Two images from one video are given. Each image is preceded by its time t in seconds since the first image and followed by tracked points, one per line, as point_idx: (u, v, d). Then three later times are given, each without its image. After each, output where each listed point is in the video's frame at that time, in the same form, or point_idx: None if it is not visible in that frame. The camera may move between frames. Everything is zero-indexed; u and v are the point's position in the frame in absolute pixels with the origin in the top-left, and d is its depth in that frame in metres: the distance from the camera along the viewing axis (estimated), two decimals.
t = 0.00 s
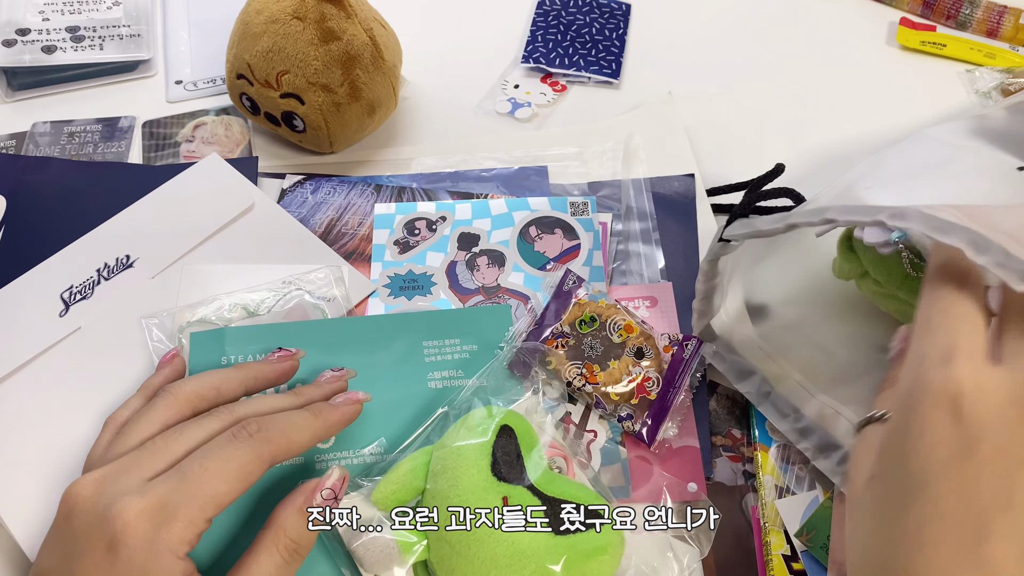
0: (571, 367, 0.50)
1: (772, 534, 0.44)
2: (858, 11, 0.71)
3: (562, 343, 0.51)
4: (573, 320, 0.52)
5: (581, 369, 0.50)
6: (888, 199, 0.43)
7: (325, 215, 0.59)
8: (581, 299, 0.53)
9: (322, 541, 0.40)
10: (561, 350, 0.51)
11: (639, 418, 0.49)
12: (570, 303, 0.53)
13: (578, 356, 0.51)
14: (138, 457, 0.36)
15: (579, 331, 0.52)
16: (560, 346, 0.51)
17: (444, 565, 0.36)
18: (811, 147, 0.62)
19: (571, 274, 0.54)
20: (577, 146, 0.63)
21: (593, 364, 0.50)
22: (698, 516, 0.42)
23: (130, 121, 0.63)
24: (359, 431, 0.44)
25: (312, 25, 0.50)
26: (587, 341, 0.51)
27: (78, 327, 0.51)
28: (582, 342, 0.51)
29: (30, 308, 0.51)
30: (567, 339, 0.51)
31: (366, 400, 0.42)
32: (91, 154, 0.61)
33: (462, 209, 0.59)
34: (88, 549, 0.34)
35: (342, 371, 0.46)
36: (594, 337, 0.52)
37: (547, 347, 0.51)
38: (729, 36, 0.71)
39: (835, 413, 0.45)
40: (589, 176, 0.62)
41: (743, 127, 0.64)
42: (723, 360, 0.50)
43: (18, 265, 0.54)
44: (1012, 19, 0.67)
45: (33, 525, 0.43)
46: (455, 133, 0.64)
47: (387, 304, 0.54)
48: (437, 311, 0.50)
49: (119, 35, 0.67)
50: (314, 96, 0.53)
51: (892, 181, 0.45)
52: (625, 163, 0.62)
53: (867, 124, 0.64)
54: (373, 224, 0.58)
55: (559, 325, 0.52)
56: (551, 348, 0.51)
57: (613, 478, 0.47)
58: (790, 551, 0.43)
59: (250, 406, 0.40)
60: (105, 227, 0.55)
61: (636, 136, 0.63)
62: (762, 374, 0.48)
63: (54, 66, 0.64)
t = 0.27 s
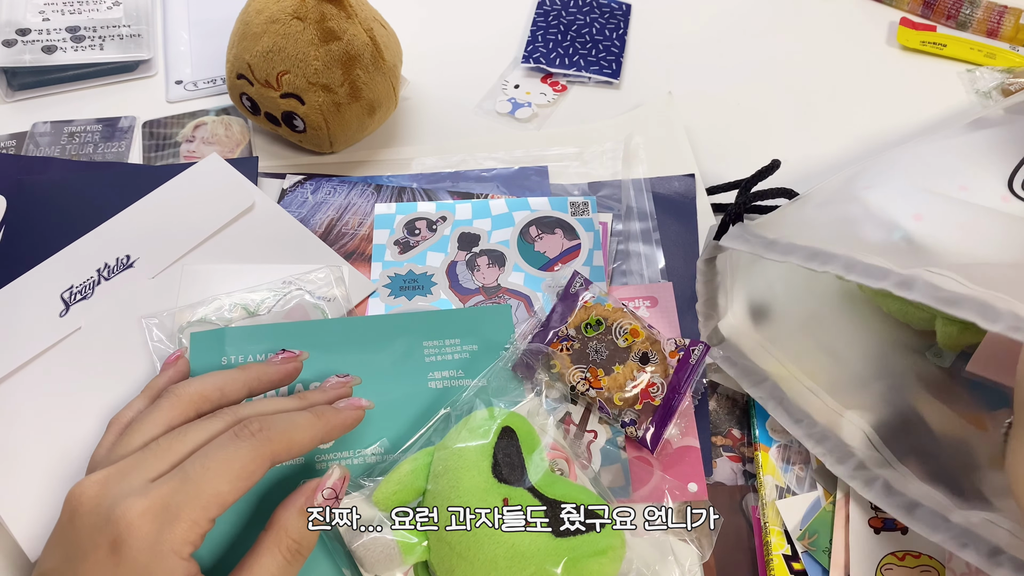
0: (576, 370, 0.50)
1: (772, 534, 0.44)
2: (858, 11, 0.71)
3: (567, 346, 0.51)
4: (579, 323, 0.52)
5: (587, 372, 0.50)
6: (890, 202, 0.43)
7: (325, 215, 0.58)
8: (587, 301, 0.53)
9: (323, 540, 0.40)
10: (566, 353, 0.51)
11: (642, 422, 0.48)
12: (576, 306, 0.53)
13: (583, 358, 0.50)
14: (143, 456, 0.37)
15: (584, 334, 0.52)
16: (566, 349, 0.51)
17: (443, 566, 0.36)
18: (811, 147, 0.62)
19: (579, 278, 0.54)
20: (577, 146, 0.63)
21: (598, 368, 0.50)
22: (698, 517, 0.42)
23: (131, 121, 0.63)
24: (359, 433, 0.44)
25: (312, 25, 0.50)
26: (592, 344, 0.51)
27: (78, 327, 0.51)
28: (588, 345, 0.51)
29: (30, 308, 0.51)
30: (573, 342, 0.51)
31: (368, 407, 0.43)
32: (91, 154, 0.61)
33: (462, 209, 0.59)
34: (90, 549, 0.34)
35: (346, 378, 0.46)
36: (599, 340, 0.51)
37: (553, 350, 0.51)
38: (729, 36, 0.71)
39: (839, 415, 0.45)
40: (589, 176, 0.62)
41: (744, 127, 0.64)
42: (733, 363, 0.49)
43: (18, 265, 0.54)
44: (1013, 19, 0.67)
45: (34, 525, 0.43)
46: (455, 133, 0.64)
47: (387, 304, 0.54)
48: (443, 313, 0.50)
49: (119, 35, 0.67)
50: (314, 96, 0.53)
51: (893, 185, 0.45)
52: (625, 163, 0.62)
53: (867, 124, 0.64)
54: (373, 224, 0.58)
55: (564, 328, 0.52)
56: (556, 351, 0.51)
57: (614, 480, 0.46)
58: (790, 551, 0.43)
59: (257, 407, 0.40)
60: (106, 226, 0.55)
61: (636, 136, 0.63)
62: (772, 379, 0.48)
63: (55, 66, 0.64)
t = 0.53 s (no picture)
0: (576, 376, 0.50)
1: (772, 534, 0.44)
2: (858, 11, 0.71)
3: (568, 352, 0.51)
4: (580, 329, 0.52)
5: (587, 377, 0.50)
6: (874, 203, 0.44)
7: (325, 215, 0.58)
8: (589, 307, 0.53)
9: (322, 539, 0.40)
10: (567, 358, 0.51)
11: (642, 431, 0.48)
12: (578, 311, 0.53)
13: (584, 365, 0.50)
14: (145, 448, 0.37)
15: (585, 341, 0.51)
16: (567, 354, 0.51)
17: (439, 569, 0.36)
18: (811, 147, 0.62)
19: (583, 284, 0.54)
20: (577, 146, 0.63)
21: (598, 373, 0.50)
22: (698, 517, 0.42)
23: (131, 121, 0.63)
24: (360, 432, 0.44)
25: (312, 25, 0.50)
26: (592, 351, 0.51)
27: (78, 327, 0.51)
28: (589, 352, 0.51)
29: (30, 308, 0.51)
30: (574, 348, 0.51)
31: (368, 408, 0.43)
32: (91, 154, 0.61)
33: (462, 209, 0.59)
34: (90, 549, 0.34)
35: (348, 379, 0.46)
36: (601, 347, 0.51)
37: (556, 355, 0.51)
38: (729, 36, 0.71)
39: (839, 415, 0.45)
40: (589, 176, 0.62)
41: (743, 128, 0.64)
42: (736, 371, 0.49)
43: (18, 265, 0.54)
44: (1013, 19, 0.67)
45: (34, 525, 0.44)
46: (455, 133, 0.64)
47: (387, 304, 0.54)
48: (445, 312, 0.50)
49: (120, 35, 0.67)
50: (314, 96, 0.53)
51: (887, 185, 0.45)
52: (625, 163, 0.62)
53: (867, 124, 0.64)
54: (373, 224, 0.58)
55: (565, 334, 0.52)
56: (558, 356, 0.51)
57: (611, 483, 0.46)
58: (790, 551, 0.43)
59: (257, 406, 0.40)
60: (106, 226, 0.55)
61: (635, 136, 0.63)
62: (777, 385, 0.48)
63: (55, 66, 0.64)
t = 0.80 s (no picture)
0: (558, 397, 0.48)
1: (772, 534, 0.44)
2: (858, 11, 0.71)
3: (553, 368, 0.49)
4: (569, 348, 0.50)
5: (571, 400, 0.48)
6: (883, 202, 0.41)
7: (325, 215, 0.59)
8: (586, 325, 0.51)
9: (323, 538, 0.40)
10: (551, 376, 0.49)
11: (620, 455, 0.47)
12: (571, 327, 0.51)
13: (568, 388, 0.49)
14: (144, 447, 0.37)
15: (574, 360, 0.50)
16: (552, 371, 0.49)
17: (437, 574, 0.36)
18: (810, 147, 0.62)
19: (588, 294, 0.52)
20: (577, 146, 0.63)
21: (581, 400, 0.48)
22: (698, 516, 0.42)
23: (130, 121, 0.63)
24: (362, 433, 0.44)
25: (312, 26, 0.50)
26: (577, 374, 0.49)
27: (78, 327, 0.51)
28: (573, 373, 0.49)
29: (31, 308, 0.52)
30: (560, 366, 0.49)
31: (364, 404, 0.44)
32: (92, 154, 0.61)
33: (462, 210, 0.59)
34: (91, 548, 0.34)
35: (346, 378, 0.46)
36: (586, 371, 0.49)
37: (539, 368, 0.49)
38: (729, 36, 0.71)
39: (836, 465, 0.39)
40: (589, 176, 0.62)
41: (743, 128, 0.64)
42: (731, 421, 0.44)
43: (18, 265, 0.54)
44: (1012, 19, 0.67)
45: (34, 526, 0.44)
46: (455, 133, 0.64)
47: (387, 304, 0.54)
48: (449, 313, 0.50)
49: (120, 35, 0.67)
50: (314, 96, 0.53)
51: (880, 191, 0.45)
52: (625, 162, 0.62)
53: (867, 124, 0.64)
54: (373, 224, 0.58)
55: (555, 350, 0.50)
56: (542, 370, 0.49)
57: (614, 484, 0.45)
58: (790, 551, 0.43)
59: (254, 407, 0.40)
60: (107, 226, 0.55)
61: (635, 136, 0.63)
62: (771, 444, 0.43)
63: (55, 66, 0.64)
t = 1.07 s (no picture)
0: (551, 398, 0.46)
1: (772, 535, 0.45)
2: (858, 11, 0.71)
3: (552, 368, 0.47)
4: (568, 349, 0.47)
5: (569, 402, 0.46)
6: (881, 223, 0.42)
7: (325, 215, 0.58)
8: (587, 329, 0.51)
9: (325, 536, 0.41)
10: (550, 376, 0.47)
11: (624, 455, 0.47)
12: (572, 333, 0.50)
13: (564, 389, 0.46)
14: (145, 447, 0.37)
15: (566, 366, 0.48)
16: (548, 370, 0.47)
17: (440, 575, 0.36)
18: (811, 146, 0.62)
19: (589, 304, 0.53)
20: (577, 146, 0.63)
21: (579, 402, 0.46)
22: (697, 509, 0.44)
23: (130, 121, 0.63)
24: (363, 433, 0.44)
25: (312, 25, 0.50)
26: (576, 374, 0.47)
27: (78, 327, 0.51)
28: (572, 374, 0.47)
29: (31, 308, 0.51)
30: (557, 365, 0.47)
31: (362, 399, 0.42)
32: (91, 153, 0.61)
33: (462, 209, 0.59)
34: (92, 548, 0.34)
35: (342, 372, 0.46)
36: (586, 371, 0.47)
37: (537, 368, 0.47)
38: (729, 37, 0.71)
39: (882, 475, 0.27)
40: (589, 175, 0.62)
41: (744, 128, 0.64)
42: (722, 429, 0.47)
43: (18, 265, 0.54)
44: (1013, 19, 0.67)
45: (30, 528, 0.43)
46: (456, 133, 0.64)
47: (387, 303, 0.54)
48: (454, 314, 0.50)
49: (120, 35, 0.67)
50: (314, 96, 0.53)
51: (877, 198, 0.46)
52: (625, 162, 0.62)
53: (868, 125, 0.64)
54: (373, 224, 0.58)
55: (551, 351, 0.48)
56: (540, 370, 0.47)
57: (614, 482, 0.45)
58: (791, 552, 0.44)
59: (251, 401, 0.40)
60: (107, 227, 0.55)
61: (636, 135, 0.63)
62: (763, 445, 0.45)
63: (55, 66, 0.64)
